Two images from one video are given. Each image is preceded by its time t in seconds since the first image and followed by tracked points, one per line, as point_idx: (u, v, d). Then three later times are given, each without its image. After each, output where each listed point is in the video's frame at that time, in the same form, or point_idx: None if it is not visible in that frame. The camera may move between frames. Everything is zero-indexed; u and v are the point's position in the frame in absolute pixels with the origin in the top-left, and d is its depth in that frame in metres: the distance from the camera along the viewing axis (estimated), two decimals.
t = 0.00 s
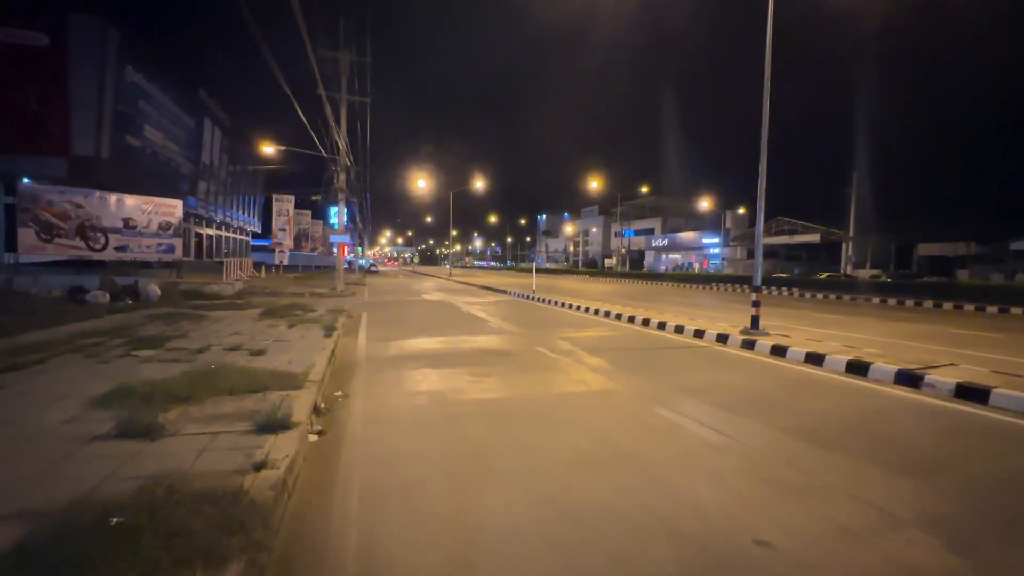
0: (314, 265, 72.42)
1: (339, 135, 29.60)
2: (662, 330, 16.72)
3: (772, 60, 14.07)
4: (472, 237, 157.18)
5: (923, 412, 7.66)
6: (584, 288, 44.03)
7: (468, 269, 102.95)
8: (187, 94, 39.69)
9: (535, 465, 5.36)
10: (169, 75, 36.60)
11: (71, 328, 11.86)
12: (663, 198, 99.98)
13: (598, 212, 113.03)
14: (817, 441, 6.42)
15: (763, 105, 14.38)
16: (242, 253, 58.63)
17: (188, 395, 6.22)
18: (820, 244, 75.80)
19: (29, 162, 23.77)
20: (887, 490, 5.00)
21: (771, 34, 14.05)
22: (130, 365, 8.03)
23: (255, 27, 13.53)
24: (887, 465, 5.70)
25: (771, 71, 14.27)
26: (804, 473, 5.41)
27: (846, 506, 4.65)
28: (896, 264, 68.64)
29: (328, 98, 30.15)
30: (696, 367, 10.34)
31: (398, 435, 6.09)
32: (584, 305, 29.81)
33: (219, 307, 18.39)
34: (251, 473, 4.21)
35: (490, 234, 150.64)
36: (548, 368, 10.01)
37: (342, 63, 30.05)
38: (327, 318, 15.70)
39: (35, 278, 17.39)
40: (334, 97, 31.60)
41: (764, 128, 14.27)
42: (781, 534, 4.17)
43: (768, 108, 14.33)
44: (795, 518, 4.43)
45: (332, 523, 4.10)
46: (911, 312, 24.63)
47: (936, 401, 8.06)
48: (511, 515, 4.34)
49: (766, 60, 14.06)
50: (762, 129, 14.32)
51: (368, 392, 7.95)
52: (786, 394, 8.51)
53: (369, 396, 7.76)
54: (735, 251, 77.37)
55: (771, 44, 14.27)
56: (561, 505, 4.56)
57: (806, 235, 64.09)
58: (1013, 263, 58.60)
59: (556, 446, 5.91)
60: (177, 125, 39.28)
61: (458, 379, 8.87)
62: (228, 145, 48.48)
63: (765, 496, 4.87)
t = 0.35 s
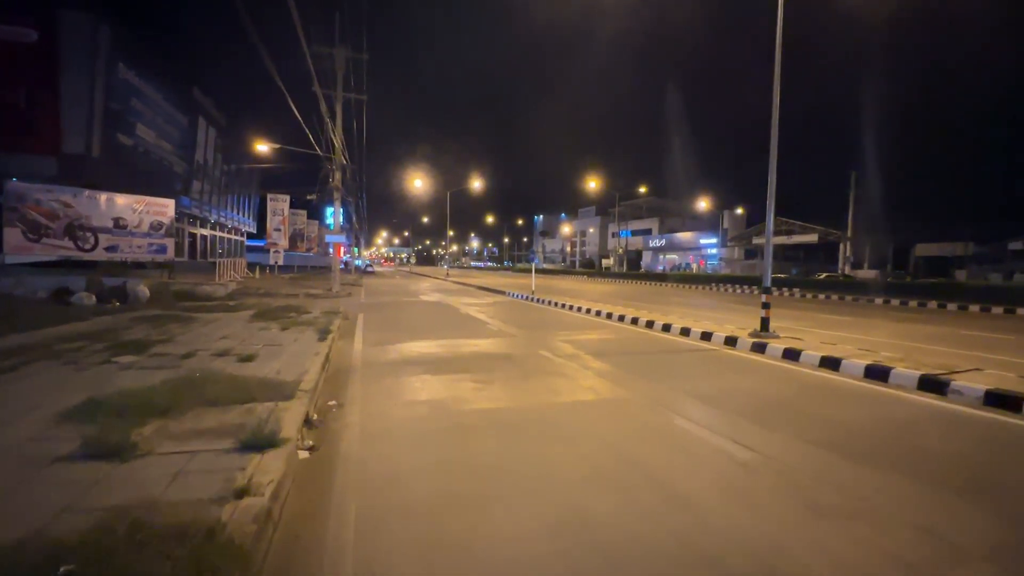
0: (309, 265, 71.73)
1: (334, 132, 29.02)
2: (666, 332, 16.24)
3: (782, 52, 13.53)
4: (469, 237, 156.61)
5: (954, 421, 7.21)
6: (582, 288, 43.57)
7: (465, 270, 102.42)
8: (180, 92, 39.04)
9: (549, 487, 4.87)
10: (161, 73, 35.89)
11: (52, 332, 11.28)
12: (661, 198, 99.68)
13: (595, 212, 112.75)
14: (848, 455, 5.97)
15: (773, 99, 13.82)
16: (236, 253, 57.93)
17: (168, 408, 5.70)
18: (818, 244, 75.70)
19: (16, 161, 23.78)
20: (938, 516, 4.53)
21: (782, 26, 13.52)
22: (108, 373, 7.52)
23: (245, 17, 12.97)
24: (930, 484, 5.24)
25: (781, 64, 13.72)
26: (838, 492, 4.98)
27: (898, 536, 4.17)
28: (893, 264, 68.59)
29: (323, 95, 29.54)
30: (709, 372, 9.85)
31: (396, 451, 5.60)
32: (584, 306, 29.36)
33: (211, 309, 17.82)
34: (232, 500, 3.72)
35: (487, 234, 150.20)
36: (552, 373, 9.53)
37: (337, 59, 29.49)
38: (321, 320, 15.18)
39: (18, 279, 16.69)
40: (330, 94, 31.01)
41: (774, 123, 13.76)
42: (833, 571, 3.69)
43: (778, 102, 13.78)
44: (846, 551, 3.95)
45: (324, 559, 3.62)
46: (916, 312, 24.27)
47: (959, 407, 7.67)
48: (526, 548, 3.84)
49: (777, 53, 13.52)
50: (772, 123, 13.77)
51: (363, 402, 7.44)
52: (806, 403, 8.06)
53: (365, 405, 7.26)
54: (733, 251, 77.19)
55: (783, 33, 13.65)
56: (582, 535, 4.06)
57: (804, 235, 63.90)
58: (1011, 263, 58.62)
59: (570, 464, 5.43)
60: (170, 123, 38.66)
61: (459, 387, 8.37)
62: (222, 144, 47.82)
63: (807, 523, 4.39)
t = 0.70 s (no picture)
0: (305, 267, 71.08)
1: (329, 132, 28.49)
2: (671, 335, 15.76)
3: (792, 47, 13.09)
4: (465, 239, 156.05)
5: (990, 433, 6.76)
6: (581, 290, 43.18)
7: (462, 271, 101.94)
8: (173, 91, 38.43)
9: (563, 514, 4.38)
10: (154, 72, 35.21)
11: (30, 338, 10.69)
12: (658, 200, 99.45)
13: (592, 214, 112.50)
14: (883, 473, 5.52)
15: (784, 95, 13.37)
16: (230, 255, 57.24)
17: (141, 426, 5.18)
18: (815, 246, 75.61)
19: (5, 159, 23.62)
20: (998, 545, 4.07)
21: (793, 19, 13.07)
22: (84, 384, 6.96)
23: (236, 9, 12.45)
24: (980, 506, 4.77)
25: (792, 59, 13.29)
26: (881, 515, 4.52)
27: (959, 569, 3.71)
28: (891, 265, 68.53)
29: (318, 93, 29.02)
30: (722, 380, 9.38)
31: (394, 472, 5.11)
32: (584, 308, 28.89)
33: (201, 312, 17.23)
34: (202, 542, 3.22)
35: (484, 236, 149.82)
36: (559, 382, 9.04)
37: (333, 58, 28.98)
38: (315, 325, 14.65)
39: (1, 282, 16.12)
40: (325, 93, 30.52)
41: (785, 120, 13.31)
42: None
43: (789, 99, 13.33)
44: None
45: None
46: (921, 315, 23.92)
47: (992, 419, 7.22)
48: None
49: (787, 47, 13.08)
50: (783, 121, 13.35)
51: (359, 414, 6.94)
52: (829, 413, 7.61)
53: (360, 419, 6.76)
54: (731, 253, 77.04)
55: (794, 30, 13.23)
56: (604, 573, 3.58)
57: (802, 237, 63.74)
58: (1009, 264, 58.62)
59: (585, 486, 4.94)
60: (164, 123, 38.06)
61: (461, 397, 7.88)
62: (216, 144, 47.19)
63: (854, 554, 3.92)
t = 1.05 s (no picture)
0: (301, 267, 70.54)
1: (326, 130, 27.94)
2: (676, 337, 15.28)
3: (808, 40, 12.63)
4: (463, 238, 155.42)
5: None
6: (580, 290, 42.80)
7: (460, 271, 101.59)
8: (168, 88, 37.73)
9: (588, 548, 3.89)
10: (148, 69, 34.50)
11: (9, 342, 10.14)
12: (657, 199, 99.05)
13: (590, 213, 112.22)
14: (930, 491, 5.08)
15: (799, 90, 12.90)
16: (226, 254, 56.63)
17: (115, 444, 4.69)
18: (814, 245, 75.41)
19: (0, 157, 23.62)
20: None
21: (808, 12, 12.60)
22: (60, 394, 6.44)
23: None
24: None
25: (807, 53, 12.82)
26: (940, 543, 4.08)
27: None
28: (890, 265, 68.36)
29: (315, 90, 28.47)
30: (739, 387, 8.91)
31: (397, 495, 4.62)
32: (585, 308, 28.48)
33: (193, 314, 16.71)
34: None
35: (481, 236, 149.71)
36: (568, 389, 8.56)
37: (330, 54, 28.42)
38: (311, 327, 14.14)
39: None
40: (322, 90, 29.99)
41: (801, 115, 12.83)
42: None
43: (805, 94, 12.85)
44: None
45: None
46: (928, 315, 23.55)
47: None
48: None
49: (803, 41, 12.63)
50: (797, 117, 12.91)
51: (358, 426, 6.47)
52: (858, 423, 7.17)
53: (357, 430, 6.28)
54: (730, 252, 76.80)
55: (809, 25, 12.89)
56: None
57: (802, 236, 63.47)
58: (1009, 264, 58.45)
59: (609, 514, 4.44)
60: (158, 121, 37.45)
61: (467, 406, 7.40)
62: (211, 142, 46.53)
63: None
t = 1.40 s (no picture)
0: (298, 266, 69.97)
1: (324, 127, 27.44)
2: (682, 338, 14.80)
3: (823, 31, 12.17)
4: (461, 238, 154.84)
5: None
6: (580, 289, 42.40)
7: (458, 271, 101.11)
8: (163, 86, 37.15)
9: None
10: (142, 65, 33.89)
11: None
12: (656, 198, 98.62)
13: (589, 213, 111.85)
14: (981, 514, 4.66)
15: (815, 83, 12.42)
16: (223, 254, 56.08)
17: (84, 464, 4.23)
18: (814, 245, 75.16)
19: None
20: None
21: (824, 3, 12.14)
22: (31, 405, 5.92)
23: None
24: None
25: (822, 45, 12.36)
26: None
27: None
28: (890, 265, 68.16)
29: (312, 87, 27.97)
30: (757, 393, 8.47)
31: (399, 520, 4.17)
32: (586, 308, 28.05)
33: (185, 315, 16.24)
34: None
35: (480, 235, 149.25)
36: (578, 395, 8.10)
37: (327, 50, 27.90)
38: (308, 328, 13.68)
39: None
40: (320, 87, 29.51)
41: (816, 109, 12.37)
42: None
43: (820, 87, 12.38)
44: None
45: None
46: (935, 316, 23.21)
47: None
48: None
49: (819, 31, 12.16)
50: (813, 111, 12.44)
51: (355, 438, 6.00)
52: (891, 434, 6.72)
53: (354, 443, 5.83)
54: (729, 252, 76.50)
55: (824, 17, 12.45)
56: None
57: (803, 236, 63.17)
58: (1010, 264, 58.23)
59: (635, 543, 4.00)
60: (154, 119, 36.92)
61: (472, 416, 6.92)
62: (207, 141, 45.98)
63: None
